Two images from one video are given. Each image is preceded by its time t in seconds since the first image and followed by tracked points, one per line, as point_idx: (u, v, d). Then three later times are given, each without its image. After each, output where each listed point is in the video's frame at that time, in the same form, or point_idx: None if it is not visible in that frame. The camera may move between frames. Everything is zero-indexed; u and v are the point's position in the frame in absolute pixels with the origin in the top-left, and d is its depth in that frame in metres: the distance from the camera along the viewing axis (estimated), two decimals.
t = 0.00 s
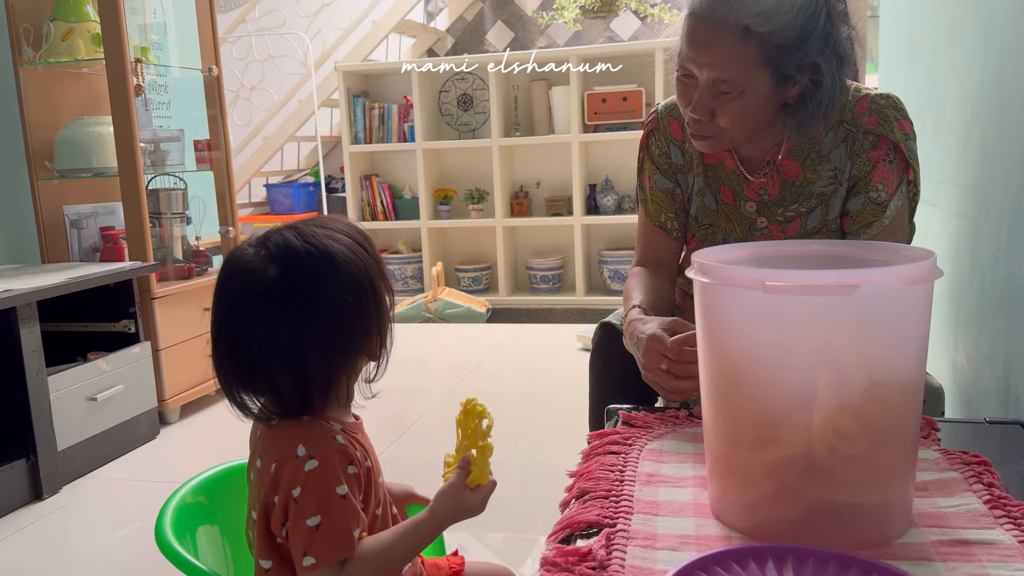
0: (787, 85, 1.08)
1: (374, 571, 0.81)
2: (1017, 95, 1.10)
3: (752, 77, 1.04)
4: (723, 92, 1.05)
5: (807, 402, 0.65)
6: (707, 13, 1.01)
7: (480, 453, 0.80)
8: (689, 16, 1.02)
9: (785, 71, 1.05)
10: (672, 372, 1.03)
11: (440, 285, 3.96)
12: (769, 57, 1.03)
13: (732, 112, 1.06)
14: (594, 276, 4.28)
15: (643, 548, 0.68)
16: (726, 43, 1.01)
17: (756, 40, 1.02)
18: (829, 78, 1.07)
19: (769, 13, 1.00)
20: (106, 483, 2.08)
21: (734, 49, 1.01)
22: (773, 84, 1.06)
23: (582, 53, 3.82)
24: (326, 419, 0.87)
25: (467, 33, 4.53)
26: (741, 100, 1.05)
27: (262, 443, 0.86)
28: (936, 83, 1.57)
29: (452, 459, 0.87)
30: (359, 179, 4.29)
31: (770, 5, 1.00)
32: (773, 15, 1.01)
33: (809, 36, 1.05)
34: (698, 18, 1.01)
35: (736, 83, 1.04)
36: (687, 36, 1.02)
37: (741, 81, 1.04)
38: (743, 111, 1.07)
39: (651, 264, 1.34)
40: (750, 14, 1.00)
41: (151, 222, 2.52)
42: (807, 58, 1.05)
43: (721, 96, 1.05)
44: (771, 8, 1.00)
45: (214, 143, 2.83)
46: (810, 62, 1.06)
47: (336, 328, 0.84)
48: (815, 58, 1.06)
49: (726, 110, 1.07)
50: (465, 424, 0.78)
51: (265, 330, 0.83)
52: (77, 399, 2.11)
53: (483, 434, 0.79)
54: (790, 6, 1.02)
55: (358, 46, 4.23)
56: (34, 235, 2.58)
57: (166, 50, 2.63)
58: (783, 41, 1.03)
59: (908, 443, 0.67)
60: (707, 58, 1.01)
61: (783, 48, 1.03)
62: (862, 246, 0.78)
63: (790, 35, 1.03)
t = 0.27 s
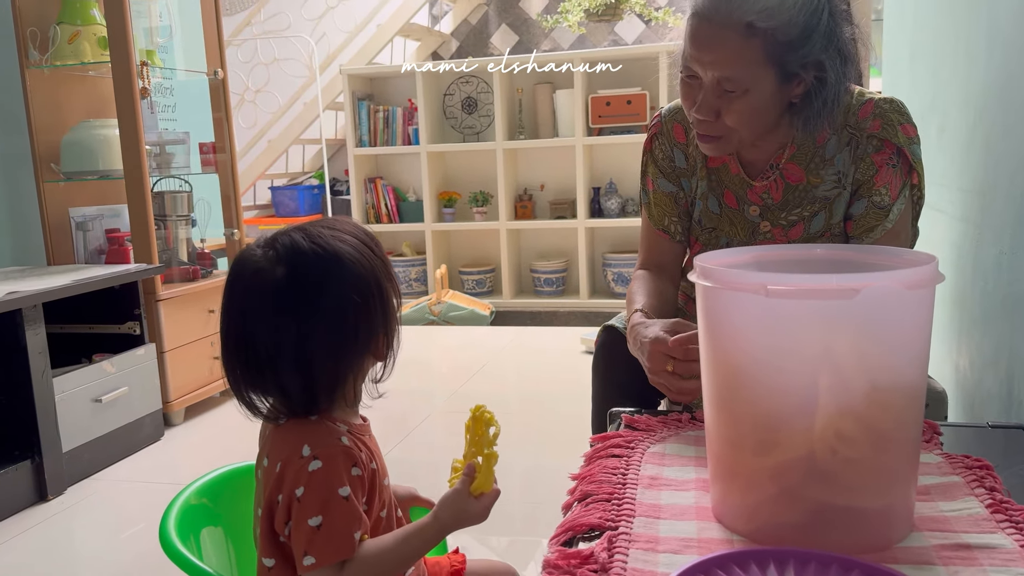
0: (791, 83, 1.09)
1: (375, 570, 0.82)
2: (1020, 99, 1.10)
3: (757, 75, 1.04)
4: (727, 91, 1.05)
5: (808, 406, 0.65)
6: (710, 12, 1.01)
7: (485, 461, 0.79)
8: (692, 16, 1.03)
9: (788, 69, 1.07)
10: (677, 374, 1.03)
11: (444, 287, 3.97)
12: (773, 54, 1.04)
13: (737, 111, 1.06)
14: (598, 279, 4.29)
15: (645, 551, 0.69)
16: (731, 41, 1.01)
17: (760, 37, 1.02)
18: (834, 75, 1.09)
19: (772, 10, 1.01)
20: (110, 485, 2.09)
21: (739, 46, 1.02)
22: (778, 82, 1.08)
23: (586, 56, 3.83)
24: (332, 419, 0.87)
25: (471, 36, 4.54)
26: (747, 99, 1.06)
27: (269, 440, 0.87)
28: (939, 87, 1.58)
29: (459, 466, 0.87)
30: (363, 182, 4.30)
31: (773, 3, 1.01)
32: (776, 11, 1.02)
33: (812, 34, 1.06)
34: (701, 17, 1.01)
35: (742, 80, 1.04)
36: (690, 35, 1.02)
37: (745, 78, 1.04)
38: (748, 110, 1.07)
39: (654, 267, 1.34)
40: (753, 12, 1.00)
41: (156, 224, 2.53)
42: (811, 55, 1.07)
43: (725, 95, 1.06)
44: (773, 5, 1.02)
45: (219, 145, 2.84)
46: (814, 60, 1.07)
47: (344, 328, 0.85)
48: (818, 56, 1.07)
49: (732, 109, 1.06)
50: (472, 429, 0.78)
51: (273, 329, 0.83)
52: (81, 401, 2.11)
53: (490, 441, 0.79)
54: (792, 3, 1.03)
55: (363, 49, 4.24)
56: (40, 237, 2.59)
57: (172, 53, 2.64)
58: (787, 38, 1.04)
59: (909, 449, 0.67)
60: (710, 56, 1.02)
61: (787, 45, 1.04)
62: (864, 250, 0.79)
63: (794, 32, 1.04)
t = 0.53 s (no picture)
0: (793, 82, 1.10)
1: (383, 571, 0.82)
2: None
3: (758, 74, 1.05)
4: (729, 91, 1.05)
5: (811, 407, 0.65)
6: (711, 11, 1.01)
7: (496, 465, 0.80)
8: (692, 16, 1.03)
9: (789, 67, 1.07)
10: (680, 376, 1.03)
11: (447, 289, 3.97)
12: (773, 53, 1.05)
13: (739, 110, 1.06)
14: (601, 282, 4.29)
15: (648, 553, 0.69)
16: (732, 39, 1.01)
17: (760, 34, 1.03)
18: (835, 73, 1.09)
19: (770, 7, 1.02)
20: (114, 486, 2.09)
21: (739, 44, 1.02)
22: (779, 81, 1.08)
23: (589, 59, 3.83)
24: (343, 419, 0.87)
25: (475, 39, 4.54)
26: (749, 97, 1.06)
27: (279, 440, 0.87)
28: (943, 89, 1.57)
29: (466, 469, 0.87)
30: (367, 184, 4.31)
31: None
32: (775, 9, 1.02)
33: (812, 32, 1.06)
34: (702, 16, 1.01)
35: (743, 79, 1.04)
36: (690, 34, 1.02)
37: (747, 77, 1.04)
38: (750, 109, 1.07)
39: (656, 269, 1.34)
40: (752, 9, 1.01)
41: (160, 226, 2.54)
42: (811, 53, 1.07)
43: (727, 94, 1.06)
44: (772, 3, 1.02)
45: (223, 147, 2.85)
46: (815, 58, 1.07)
47: (351, 329, 0.85)
48: (820, 54, 1.08)
49: (733, 108, 1.06)
50: (484, 432, 0.79)
51: (283, 330, 0.84)
52: (85, 402, 2.12)
53: (500, 446, 0.80)
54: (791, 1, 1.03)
55: (367, 51, 4.25)
56: (44, 238, 2.60)
57: (176, 56, 2.66)
58: (786, 35, 1.04)
59: (912, 451, 0.67)
60: (710, 55, 1.02)
61: (786, 43, 1.05)
62: (868, 252, 0.79)
63: (793, 30, 1.04)
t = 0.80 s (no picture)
0: (798, 80, 1.10)
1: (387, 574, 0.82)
2: None
3: (764, 71, 1.05)
4: (736, 90, 1.05)
5: (814, 409, 0.65)
6: (715, 12, 1.02)
7: (502, 469, 0.80)
8: (698, 15, 1.03)
9: (794, 64, 1.07)
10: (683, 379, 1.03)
11: (450, 291, 3.97)
12: (779, 51, 1.05)
13: (745, 109, 1.06)
14: (604, 284, 4.28)
15: (651, 554, 0.68)
16: (737, 37, 1.01)
17: (766, 32, 1.03)
18: (841, 68, 1.09)
19: (776, 4, 1.02)
20: (117, 487, 2.09)
21: (745, 41, 1.02)
22: (784, 79, 1.08)
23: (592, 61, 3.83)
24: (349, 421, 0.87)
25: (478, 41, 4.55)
26: (756, 96, 1.06)
27: (285, 441, 0.87)
28: (947, 91, 1.57)
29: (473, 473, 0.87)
30: (370, 186, 4.32)
31: None
32: (780, 6, 1.02)
33: (817, 29, 1.06)
34: (709, 17, 1.02)
35: (750, 77, 1.04)
36: (697, 34, 1.03)
37: (753, 75, 1.04)
38: (756, 107, 1.07)
39: (658, 272, 1.34)
40: (758, 7, 1.01)
41: (164, 227, 2.54)
42: (816, 50, 1.07)
43: (733, 93, 1.05)
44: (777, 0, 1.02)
45: (226, 149, 2.85)
46: (821, 54, 1.07)
47: (353, 328, 0.84)
48: (825, 51, 1.08)
49: (740, 107, 1.06)
50: (490, 435, 0.79)
51: (284, 328, 0.84)
52: (88, 403, 2.12)
53: (506, 449, 0.80)
54: None
55: (370, 53, 4.25)
56: (48, 240, 2.60)
57: (180, 57, 2.66)
58: (792, 33, 1.04)
59: (916, 452, 0.67)
60: (716, 54, 1.02)
61: (791, 41, 1.05)
62: (872, 253, 0.78)
63: (799, 27, 1.05)
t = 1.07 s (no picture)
0: (802, 81, 1.09)
1: None
2: None
3: (769, 72, 1.04)
4: (740, 91, 1.05)
5: (815, 412, 0.65)
6: (718, 14, 1.02)
7: (496, 475, 0.77)
8: (702, 17, 1.03)
9: (799, 66, 1.07)
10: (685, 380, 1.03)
11: (451, 293, 3.97)
12: (784, 52, 1.05)
13: (750, 110, 1.06)
14: (605, 285, 4.28)
15: (651, 557, 0.68)
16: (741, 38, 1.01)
17: (770, 33, 1.03)
18: (845, 70, 1.09)
19: (781, 5, 1.02)
20: (117, 489, 2.09)
21: (748, 43, 1.02)
22: (789, 80, 1.08)
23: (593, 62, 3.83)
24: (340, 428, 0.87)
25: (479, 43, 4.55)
26: (760, 97, 1.06)
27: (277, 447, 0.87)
28: (947, 92, 1.57)
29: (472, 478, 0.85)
30: (371, 188, 4.32)
31: None
32: (785, 7, 1.02)
33: (822, 30, 1.06)
34: (712, 19, 1.02)
35: (755, 78, 1.04)
36: (700, 35, 1.03)
37: (757, 75, 1.04)
38: (760, 109, 1.07)
39: (659, 274, 1.34)
40: (763, 8, 1.01)
41: (165, 229, 2.54)
42: (821, 51, 1.06)
43: (738, 94, 1.05)
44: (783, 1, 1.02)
45: (227, 150, 2.85)
46: (825, 56, 1.07)
47: (339, 330, 0.84)
48: (830, 52, 1.07)
49: (745, 109, 1.06)
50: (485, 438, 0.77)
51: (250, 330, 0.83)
52: (89, 404, 2.12)
53: (501, 455, 0.77)
54: None
55: (371, 55, 4.26)
56: (49, 241, 2.61)
57: (181, 59, 2.66)
58: (796, 33, 1.04)
59: (917, 455, 0.67)
60: (719, 55, 1.02)
61: (795, 41, 1.05)
62: (872, 255, 0.78)
63: (804, 28, 1.04)
